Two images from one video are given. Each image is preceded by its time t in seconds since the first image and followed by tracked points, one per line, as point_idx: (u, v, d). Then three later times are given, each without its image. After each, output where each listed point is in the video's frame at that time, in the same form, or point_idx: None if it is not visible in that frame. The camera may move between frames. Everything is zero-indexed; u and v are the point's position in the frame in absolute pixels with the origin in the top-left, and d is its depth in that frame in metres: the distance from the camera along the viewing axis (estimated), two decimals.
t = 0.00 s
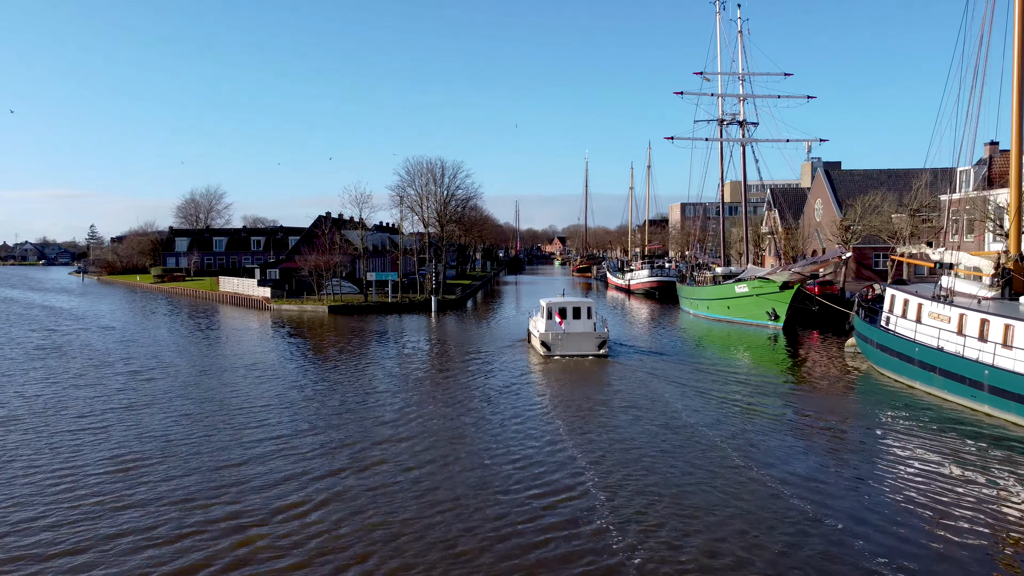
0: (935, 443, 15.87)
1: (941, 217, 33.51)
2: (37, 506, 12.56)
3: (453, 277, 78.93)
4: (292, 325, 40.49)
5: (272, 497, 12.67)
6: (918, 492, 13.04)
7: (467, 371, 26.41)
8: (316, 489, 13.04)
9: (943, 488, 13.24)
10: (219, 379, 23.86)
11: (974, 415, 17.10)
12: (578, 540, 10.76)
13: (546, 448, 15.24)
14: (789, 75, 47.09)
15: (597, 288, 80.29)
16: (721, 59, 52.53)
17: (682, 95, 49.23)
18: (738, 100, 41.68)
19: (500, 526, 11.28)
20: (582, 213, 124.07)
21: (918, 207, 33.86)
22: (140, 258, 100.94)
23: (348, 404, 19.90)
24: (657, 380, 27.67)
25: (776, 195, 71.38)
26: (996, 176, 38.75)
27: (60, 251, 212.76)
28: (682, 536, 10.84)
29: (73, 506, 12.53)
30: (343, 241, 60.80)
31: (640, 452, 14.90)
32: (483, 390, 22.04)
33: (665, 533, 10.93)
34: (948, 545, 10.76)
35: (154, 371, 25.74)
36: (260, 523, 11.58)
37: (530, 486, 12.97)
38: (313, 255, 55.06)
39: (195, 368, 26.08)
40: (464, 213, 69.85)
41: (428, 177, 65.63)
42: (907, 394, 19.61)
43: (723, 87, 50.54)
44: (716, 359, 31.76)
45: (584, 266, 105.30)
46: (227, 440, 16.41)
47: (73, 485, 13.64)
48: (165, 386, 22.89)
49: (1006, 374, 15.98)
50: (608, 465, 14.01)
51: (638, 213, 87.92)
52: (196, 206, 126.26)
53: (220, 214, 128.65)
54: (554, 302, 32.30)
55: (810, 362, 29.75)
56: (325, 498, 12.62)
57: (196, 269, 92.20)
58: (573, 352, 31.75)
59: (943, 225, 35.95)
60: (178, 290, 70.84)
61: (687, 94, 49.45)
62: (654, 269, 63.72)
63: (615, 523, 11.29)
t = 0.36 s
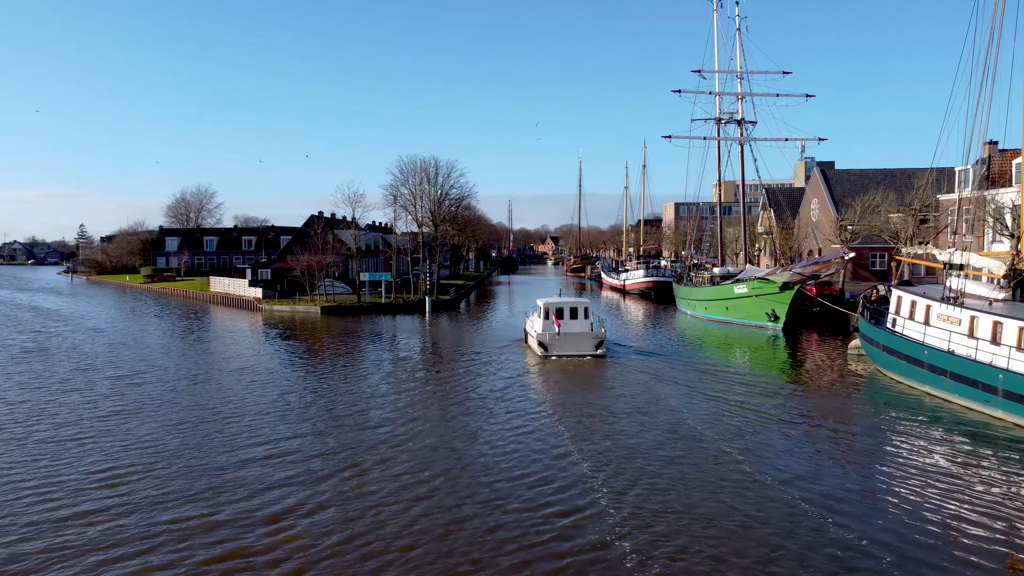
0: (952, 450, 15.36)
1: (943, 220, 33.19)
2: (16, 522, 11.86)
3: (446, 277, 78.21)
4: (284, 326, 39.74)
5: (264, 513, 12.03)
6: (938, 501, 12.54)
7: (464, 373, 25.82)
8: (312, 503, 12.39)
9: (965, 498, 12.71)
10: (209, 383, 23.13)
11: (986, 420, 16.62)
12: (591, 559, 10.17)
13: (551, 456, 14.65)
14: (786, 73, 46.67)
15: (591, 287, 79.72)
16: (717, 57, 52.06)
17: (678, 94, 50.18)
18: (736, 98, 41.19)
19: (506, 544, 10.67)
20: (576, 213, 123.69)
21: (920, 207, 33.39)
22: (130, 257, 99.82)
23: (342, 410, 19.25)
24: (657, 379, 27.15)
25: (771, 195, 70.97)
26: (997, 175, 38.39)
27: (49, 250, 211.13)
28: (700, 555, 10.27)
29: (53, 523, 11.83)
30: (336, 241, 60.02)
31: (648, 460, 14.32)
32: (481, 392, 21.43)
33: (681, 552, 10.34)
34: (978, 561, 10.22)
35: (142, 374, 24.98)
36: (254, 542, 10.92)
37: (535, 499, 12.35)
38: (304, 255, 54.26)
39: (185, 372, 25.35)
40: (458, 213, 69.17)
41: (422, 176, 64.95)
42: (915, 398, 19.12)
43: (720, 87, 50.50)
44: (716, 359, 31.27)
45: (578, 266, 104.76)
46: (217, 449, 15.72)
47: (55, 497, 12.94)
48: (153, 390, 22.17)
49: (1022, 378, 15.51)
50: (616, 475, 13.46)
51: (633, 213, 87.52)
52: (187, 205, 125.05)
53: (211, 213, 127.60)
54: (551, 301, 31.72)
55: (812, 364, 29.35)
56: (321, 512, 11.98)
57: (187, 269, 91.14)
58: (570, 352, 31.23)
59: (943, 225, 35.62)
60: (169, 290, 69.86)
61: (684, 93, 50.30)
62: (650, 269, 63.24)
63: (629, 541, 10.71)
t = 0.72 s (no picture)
0: (969, 455, 14.90)
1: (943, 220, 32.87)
2: None
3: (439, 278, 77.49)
4: (275, 328, 38.92)
5: (257, 529, 11.36)
6: (962, 512, 12.02)
7: (461, 375, 25.19)
8: (306, 519, 11.74)
9: (988, 508, 12.22)
10: (197, 388, 22.35)
11: (1000, 426, 16.15)
12: None
13: (556, 465, 14.06)
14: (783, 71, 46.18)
15: (585, 288, 79.19)
16: (712, 55, 51.63)
17: (676, 93, 51.70)
18: (733, 97, 40.82)
19: (515, 562, 10.08)
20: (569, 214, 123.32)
21: (920, 206, 33.06)
22: (117, 257, 98.38)
23: (335, 416, 18.58)
24: (656, 380, 26.63)
25: (766, 195, 70.71)
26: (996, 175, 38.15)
27: (35, 250, 208.69)
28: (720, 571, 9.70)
29: (32, 541, 11.11)
30: (327, 241, 59.18)
31: (657, 468, 13.78)
32: (479, 397, 20.81)
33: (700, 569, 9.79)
34: None
35: (127, 380, 24.14)
36: (245, 563, 10.26)
37: (542, 512, 11.76)
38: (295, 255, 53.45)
39: (172, 377, 24.55)
40: (451, 212, 68.50)
41: (415, 175, 64.21)
42: (924, 402, 18.66)
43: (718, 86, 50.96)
44: (716, 360, 30.78)
45: (570, 266, 104.20)
46: (206, 459, 15.01)
47: (35, 512, 12.23)
48: (138, 396, 21.37)
49: None
50: (625, 485, 12.85)
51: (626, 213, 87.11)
52: (176, 204, 123.55)
53: (200, 212, 126.12)
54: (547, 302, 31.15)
55: (813, 365, 28.94)
56: (317, 529, 11.32)
57: (175, 270, 89.86)
58: (566, 352, 30.70)
59: (942, 225, 35.30)
60: (157, 291, 68.72)
61: (682, 92, 51.79)
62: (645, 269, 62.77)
63: (644, 557, 10.13)
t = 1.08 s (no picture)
0: (987, 462, 14.44)
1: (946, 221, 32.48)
2: None
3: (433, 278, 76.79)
4: (267, 330, 38.19)
5: (251, 550, 10.73)
6: (997, 528, 11.42)
7: (459, 379, 24.52)
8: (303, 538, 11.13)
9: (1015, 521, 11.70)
10: (186, 394, 21.64)
11: (1016, 432, 15.71)
12: None
13: (563, 476, 13.47)
14: (783, 70, 45.41)
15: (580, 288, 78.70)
16: (710, 55, 51.12)
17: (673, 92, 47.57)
18: (732, 96, 40.36)
19: None
20: (563, 214, 122.82)
21: (922, 206, 32.66)
22: (107, 257, 97.21)
23: (330, 423, 17.93)
24: (657, 381, 26.12)
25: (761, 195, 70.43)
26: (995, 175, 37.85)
27: (24, 250, 206.65)
28: None
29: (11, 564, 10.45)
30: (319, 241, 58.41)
31: (668, 479, 13.21)
32: (477, 402, 20.21)
33: None
34: None
35: (114, 386, 23.40)
36: None
37: (552, 529, 11.17)
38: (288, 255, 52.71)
39: (161, 383, 23.82)
40: (445, 212, 67.82)
41: (408, 175, 63.51)
42: (935, 407, 18.20)
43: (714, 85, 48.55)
44: (716, 361, 30.30)
45: (564, 266, 103.67)
46: (196, 472, 14.35)
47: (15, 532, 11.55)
48: (126, 404, 20.64)
49: None
50: (639, 500, 12.21)
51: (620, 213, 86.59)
52: (166, 204, 122.35)
53: (190, 212, 124.84)
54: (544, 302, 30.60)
55: (816, 367, 28.51)
56: (315, 549, 10.71)
57: (166, 270, 88.83)
58: (563, 353, 30.19)
59: (943, 225, 34.89)
60: (147, 292, 67.76)
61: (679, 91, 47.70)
62: (640, 270, 62.32)
63: None
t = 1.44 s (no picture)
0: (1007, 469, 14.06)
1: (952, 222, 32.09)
2: None
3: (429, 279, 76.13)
4: (261, 332, 37.53)
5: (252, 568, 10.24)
6: None
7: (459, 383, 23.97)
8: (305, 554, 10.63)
9: None
10: (179, 401, 20.99)
11: None
12: None
13: (575, 488, 13.01)
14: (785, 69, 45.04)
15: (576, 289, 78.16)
16: (710, 53, 50.51)
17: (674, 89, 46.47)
18: (732, 95, 39.87)
19: None
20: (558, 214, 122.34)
21: (927, 207, 32.25)
22: (99, 257, 96.10)
23: (327, 430, 17.36)
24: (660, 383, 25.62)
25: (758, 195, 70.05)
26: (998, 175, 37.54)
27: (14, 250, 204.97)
28: None
29: None
30: (314, 241, 57.65)
31: (683, 491, 12.78)
32: (479, 407, 19.68)
33: None
34: None
35: (104, 392, 22.74)
36: None
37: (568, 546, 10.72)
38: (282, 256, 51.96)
39: (153, 388, 23.17)
40: (441, 212, 67.14)
41: (404, 175, 62.80)
42: (949, 411, 17.77)
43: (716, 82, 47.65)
44: (720, 363, 29.85)
45: (560, 266, 103.09)
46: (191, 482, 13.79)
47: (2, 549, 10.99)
48: (116, 411, 19.99)
49: None
50: (655, 515, 11.77)
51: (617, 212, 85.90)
52: (158, 204, 121.17)
53: (182, 211, 123.66)
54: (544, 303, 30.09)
55: (820, 369, 28.11)
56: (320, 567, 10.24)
57: (158, 270, 87.89)
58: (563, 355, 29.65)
59: (946, 226, 34.55)
60: (138, 293, 66.86)
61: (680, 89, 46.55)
62: (638, 270, 61.88)
63: None
